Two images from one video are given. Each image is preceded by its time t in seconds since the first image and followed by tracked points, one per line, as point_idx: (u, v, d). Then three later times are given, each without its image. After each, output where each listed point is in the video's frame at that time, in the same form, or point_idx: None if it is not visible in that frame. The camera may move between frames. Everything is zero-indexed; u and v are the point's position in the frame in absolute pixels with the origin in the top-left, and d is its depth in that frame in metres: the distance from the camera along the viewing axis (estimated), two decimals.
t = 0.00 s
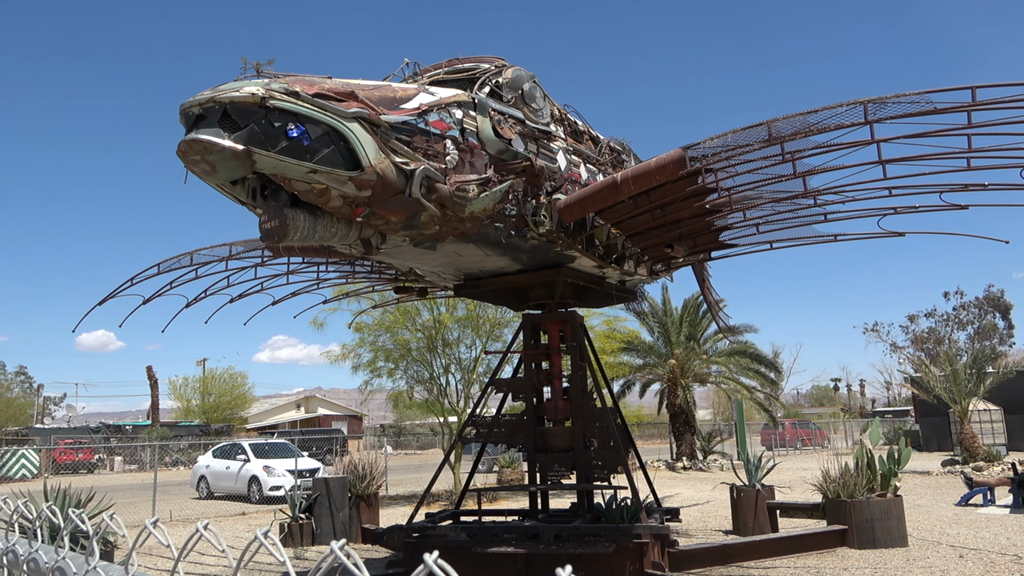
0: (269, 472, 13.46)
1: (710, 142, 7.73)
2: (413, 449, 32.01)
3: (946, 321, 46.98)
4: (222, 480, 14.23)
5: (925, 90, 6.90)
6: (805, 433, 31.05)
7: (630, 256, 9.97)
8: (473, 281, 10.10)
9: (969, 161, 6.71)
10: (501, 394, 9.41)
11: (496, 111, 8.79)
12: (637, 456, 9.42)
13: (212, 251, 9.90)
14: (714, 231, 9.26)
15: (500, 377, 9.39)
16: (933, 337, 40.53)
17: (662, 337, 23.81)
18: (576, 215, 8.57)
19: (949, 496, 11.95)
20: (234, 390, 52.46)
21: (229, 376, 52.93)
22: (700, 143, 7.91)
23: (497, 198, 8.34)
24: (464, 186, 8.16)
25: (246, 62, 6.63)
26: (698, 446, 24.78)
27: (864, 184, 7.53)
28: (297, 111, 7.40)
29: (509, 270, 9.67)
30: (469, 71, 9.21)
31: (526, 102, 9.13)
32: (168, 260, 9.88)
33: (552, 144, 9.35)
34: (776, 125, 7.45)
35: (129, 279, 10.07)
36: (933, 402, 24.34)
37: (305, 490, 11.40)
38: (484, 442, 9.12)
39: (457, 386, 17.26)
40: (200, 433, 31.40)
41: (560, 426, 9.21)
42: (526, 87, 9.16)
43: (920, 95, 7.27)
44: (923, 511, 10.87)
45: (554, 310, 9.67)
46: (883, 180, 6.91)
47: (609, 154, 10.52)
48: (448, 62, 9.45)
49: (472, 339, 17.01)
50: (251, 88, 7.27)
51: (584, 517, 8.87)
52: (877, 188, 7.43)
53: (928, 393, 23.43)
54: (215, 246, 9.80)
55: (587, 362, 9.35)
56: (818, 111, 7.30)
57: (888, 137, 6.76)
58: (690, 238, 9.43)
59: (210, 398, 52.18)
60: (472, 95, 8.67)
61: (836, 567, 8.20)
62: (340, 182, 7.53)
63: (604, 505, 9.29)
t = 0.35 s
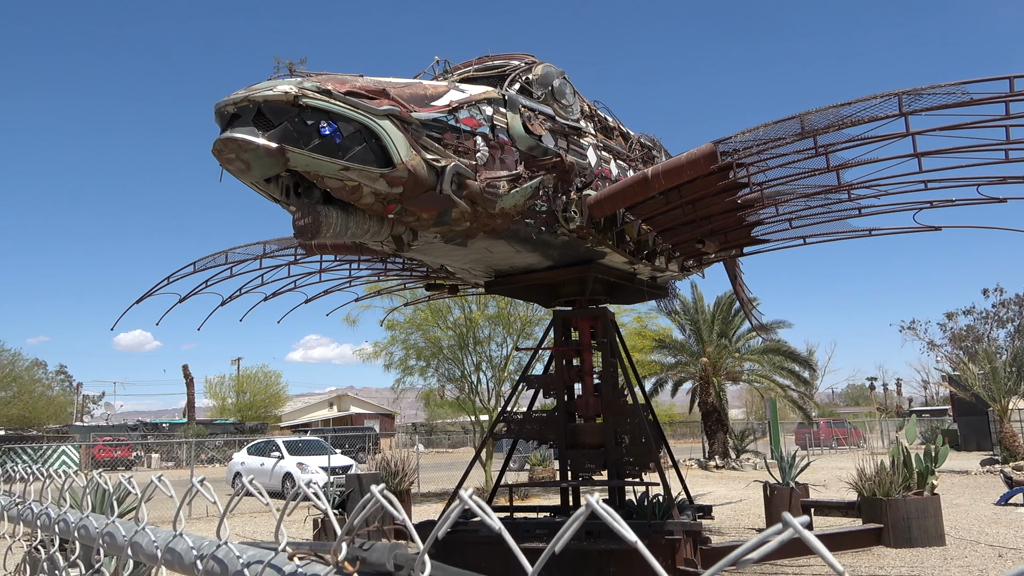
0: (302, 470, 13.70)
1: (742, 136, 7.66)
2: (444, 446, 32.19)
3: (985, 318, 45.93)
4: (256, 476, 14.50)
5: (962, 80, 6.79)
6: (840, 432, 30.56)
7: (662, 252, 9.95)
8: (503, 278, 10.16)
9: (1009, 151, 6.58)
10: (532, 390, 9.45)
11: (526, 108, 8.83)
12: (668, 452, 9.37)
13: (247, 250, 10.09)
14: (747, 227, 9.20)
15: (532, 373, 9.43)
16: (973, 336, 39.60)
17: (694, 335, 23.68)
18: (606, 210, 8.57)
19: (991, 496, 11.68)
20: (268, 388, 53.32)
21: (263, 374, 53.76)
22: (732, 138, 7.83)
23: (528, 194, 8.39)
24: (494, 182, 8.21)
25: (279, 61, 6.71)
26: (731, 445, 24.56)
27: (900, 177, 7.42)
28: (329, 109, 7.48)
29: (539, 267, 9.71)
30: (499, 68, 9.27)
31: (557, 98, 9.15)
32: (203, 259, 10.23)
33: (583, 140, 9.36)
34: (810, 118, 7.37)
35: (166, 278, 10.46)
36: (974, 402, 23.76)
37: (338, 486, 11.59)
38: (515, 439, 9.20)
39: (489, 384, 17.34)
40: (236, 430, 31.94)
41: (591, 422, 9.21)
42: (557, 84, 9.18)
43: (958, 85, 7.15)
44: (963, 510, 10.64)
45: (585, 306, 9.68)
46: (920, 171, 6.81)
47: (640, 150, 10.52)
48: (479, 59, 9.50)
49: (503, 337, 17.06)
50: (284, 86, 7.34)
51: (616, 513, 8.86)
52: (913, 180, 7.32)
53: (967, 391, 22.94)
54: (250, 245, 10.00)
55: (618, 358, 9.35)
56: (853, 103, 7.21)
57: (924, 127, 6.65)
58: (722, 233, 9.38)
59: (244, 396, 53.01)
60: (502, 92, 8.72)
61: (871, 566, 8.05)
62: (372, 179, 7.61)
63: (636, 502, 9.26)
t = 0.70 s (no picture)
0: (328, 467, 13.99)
1: (768, 131, 7.60)
2: (469, 444, 32.38)
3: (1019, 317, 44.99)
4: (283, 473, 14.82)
5: (994, 72, 6.70)
6: (870, 432, 30.15)
7: (686, 249, 9.93)
8: (527, 275, 10.19)
9: None
10: (556, 387, 9.47)
11: (550, 105, 8.84)
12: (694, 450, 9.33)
13: (274, 249, 10.23)
14: (773, 222, 9.14)
15: (556, 370, 9.45)
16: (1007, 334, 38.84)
17: (720, 334, 23.54)
18: (631, 207, 8.57)
19: None
20: (295, 387, 53.98)
21: (291, 373, 54.43)
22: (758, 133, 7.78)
23: (551, 191, 8.41)
24: (518, 179, 8.24)
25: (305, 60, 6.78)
26: (758, 445, 24.38)
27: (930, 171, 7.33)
28: (355, 107, 7.54)
29: (564, 264, 9.73)
30: (523, 66, 9.30)
31: (580, 95, 9.17)
32: (232, 257, 10.66)
33: (606, 137, 9.36)
34: (836, 112, 7.31)
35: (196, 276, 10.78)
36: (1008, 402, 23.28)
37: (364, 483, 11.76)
38: (540, 435, 9.20)
39: (514, 382, 17.39)
40: (265, 426, 32.40)
41: (616, 420, 9.19)
42: (580, 81, 9.19)
43: (989, 78, 7.04)
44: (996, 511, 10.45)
45: (609, 303, 9.68)
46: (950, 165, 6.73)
47: (664, 146, 10.50)
48: (503, 57, 9.54)
49: (528, 335, 17.09)
50: (310, 85, 7.42)
51: (641, 511, 8.83)
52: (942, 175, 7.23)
53: (1000, 390, 22.51)
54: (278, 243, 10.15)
55: (642, 355, 9.34)
56: (880, 96, 7.14)
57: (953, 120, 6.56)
58: (748, 229, 9.34)
59: (272, 394, 53.75)
60: (526, 89, 8.74)
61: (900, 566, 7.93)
62: (397, 176, 7.68)
63: (660, 499, 9.23)
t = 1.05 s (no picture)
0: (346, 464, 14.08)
1: (785, 127, 7.51)
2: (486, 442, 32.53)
3: None
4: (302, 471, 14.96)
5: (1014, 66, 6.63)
6: (889, 432, 29.88)
7: (702, 246, 9.92)
8: (543, 273, 10.21)
9: None
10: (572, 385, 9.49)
11: (565, 102, 8.85)
12: (710, 448, 9.32)
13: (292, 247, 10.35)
14: (789, 219, 9.11)
15: (571, 368, 9.47)
16: None
17: (737, 332, 23.35)
18: (646, 203, 8.56)
19: None
20: (312, 386, 54.41)
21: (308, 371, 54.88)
22: (774, 129, 7.70)
23: (567, 188, 8.43)
24: (533, 176, 8.25)
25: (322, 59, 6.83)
26: (775, 444, 24.27)
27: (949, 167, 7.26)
28: (371, 105, 7.59)
29: (579, 261, 9.74)
30: (538, 63, 9.31)
31: (596, 92, 9.18)
32: (248, 256, 11.41)
33: (622, 134, 9.35)
34: (853, 107, 7.22)
35: (223, 270, 11.27)
36: None
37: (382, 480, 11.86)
38: (556, 432, 9.22)
39: (530, 380, 17.44)
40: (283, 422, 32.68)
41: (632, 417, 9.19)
42: (596, 77, 9.18)
43: (1009, 72, 6.98)
44: (1018, 510, 10.33)
45: (625, 301, 9.69)
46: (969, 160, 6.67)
47: (680, 143, 10.48)
48: (519, 54, 9.53)
49: (544, 333, 17.10)
50: (327, 84, 7.48)
51: (656, 508, 8.83)
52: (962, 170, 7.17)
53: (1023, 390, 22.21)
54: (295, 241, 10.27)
55: (658, 353, 9.35)
56: (898, 91, 7.06)
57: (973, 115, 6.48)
58: (764, 226, 9.32)
59: (289, 392, 54.20)
60: (542, 86, 8.75)
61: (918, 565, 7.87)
62: (413, 174, 7.72)
63: (676, 498, 9.22)
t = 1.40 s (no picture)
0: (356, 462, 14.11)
1: (794, 122, 7.45)
2: (496, 441, 32.54)
3: None
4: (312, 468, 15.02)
5: None
6: (901, 430, 29.73)
7: (711, 243, 9.93)
8: (552, 270, 10.23)
9: None
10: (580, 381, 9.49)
11: (574, 98, 8.87)
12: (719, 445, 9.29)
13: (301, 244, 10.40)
14: (799, 215, 9.08)
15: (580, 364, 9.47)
16: None
17: (747, 330, 23.47)
18: (655, 199, 8.56)
19: None
20: (322, 385, 54.58)
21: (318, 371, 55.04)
22: (783, 125, 7.65)
23: (576, 184, 8.43)
24: (542, 172, 8.25)
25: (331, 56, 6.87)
26: (786, 442, 24.19)
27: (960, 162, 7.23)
28: (380, 102, 7.61)
29: (588, 258, 9.75)
30: (547, 60, 9.32)
31: (604, 88, 9.18)
32: (259, 255, 11.73)
33: (631, 130, 9.36)
34: (864, 103, 7.18)
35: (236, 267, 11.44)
36: None
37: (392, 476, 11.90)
38: (564, 428, 9.22)
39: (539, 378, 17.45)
40: (293, 421, 32.79)
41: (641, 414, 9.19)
42: (604, 74, 9.19)
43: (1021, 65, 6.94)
44: None
45: (634, 298, 9.70)
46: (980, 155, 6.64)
47: (689, 140, 10.48)
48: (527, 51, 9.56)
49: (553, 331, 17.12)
50: (337, 81, 7.51)
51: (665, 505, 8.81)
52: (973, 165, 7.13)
53: None
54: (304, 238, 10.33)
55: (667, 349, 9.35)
56: (909, 86, 7.01)
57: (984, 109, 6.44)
58: (774, 223, 9.31)
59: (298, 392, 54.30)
60: (550, 83, 8.76)
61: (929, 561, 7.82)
62: (422, 170, 7.73)
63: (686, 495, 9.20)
